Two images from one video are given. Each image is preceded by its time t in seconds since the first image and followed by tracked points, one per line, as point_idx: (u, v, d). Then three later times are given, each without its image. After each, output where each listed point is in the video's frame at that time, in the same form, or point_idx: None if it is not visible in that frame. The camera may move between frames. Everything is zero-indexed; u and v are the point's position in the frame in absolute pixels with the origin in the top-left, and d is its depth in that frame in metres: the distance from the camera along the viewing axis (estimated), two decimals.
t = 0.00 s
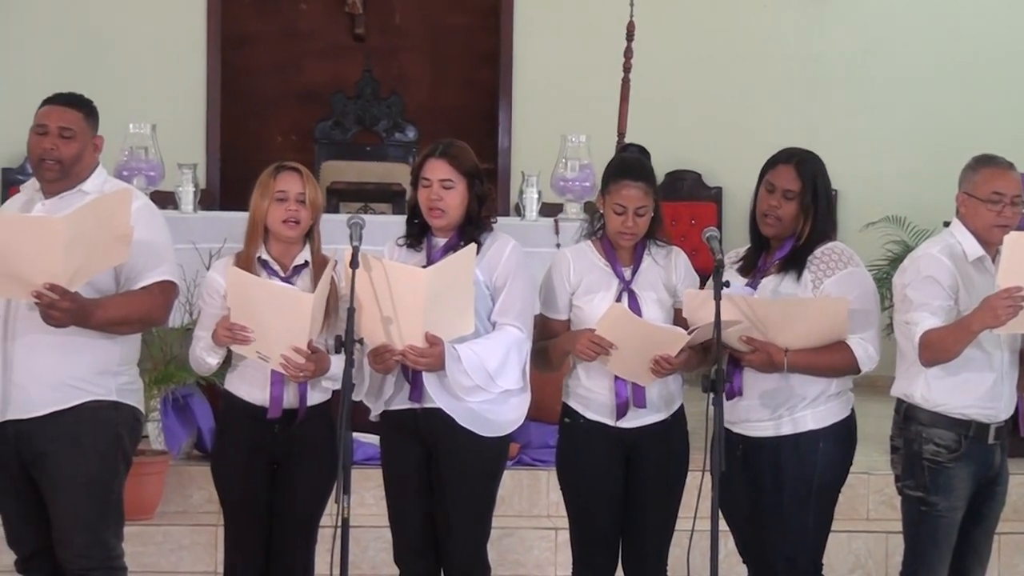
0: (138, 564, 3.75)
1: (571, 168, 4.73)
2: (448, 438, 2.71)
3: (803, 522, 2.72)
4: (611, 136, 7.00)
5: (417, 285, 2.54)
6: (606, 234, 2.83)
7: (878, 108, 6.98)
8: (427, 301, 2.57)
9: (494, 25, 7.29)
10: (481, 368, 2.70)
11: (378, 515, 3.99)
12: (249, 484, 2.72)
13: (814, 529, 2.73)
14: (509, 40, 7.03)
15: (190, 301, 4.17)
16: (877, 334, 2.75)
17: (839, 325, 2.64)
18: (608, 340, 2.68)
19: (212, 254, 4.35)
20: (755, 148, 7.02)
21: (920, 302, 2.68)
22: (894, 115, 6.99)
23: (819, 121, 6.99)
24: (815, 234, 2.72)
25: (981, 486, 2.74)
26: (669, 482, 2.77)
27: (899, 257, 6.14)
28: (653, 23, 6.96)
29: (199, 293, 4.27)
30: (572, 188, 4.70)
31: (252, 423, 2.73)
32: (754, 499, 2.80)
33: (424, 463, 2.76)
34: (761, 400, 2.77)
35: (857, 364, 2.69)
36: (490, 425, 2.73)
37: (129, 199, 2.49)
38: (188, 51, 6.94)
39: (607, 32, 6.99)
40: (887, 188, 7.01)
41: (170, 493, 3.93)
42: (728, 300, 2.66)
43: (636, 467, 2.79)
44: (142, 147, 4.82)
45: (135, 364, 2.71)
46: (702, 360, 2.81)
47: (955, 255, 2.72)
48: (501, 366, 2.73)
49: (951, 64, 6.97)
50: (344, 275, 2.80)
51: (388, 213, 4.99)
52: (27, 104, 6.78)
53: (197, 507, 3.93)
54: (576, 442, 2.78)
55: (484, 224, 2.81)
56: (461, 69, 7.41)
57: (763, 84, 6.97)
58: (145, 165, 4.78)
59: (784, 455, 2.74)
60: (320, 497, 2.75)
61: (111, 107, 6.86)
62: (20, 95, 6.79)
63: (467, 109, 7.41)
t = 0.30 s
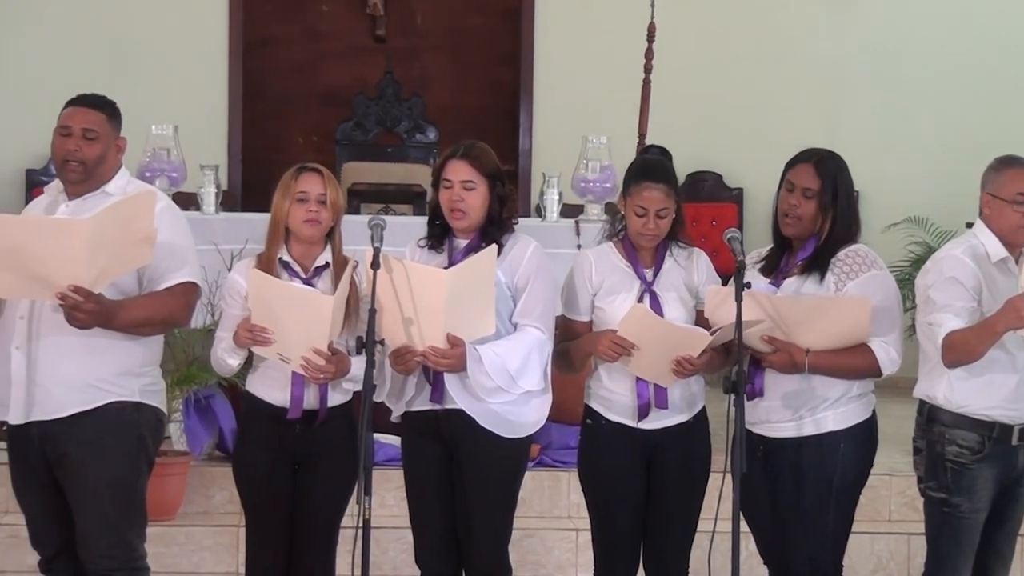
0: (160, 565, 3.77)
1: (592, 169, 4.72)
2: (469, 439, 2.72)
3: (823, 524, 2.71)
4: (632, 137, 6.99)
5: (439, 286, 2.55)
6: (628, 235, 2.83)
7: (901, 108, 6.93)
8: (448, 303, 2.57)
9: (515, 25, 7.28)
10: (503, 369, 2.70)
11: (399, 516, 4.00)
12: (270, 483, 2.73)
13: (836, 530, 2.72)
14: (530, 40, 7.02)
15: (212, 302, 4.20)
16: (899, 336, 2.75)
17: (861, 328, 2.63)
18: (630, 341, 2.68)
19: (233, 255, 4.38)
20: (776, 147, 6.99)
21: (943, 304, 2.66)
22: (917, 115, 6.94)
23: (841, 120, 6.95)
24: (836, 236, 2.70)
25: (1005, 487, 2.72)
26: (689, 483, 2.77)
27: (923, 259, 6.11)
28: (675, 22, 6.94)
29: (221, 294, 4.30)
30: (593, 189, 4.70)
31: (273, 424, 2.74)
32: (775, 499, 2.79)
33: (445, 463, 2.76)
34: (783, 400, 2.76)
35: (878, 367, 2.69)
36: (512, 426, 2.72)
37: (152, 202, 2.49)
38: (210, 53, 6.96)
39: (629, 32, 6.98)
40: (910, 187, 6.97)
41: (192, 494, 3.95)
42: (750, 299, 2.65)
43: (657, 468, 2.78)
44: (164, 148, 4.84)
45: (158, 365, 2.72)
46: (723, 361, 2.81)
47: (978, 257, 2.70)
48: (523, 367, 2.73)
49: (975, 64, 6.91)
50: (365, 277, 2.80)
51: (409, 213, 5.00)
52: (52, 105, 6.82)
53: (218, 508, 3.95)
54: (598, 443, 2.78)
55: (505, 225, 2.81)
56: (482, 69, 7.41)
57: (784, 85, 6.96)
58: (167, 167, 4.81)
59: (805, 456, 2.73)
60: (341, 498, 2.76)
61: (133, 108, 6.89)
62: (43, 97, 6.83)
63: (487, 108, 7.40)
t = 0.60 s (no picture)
0: (186, 564, 3.78)
1: (616, 168, 4.70)
2: (494, 437, 2.72)
3: (850, 523, 2.70)
4: (656, 136, 6.97)
5: (464, 285, 2.54)
6: (653, 234, 2.82)
7: (926, 107, 6.89)
8: (473, 301, 2.57)
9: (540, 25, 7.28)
10: (529, 368, 2.70)
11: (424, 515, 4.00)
12: (295, 482, 2.74)
13: (863, 529, 2.70)
14: (554, 39, 7.02)
15: (237, 301, 4.22)
16: (926, 337, 2.73)
17: (890, 328, 2.61)
18: (655, 340, 2.67)
19: (258, 254, 4.40)
20: (800, 145, 6.96)
21: (970, 303, 2.64)
22: (943, 113, 6.90)
23: (866, 119, 6.92)
24: (862, 233, 2.69)
25: None
26: (715, 482, 2.76)
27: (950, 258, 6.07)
28: (700, 20, 6.91)
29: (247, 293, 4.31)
30: (617, 188, 4.68)
31: (298, 422, 2.75)
32: (801, 499, 2.78)
33: (470, 462, 2.76)
34: (809, 400, 2.74)
35: (906, 367, 2.67)
36: (537, 425, 2.72)
37: (178, 202, 2.49)
38: (236, 54, 6.97)
39: (654, 30, 6.96)
40: (936, 185, 6.92)
41: (217, 493, 3.96)
42: (777, 297, 2.64)
43: (682, 467, 2.77)
44: (190, 148, 4.85)
45: (183, 364, 2.73)
46: (749, 360, 2.80)
47: (1005, 256, 2.68)
48: (548, 366, 2.72)
49: (1001, 63, 6.87)
50: (390, 276, 2.81)
51: (434, 212, 5.00)
52: (79, 105, 6.86)
53: (243, 507, 3.96)
54: (623, 441, 2.78)
55: (530, 224, 2.80)
56: (507, 69, 7.42)
57: (810, 83, 6.92)
58: (193, 166, 4.82)
59: (831, 455, 2.71)
60: (366, 496, 2.76)
61: (159, 109, 6.92)
62: (71, 96, 6.87)
63: (511, 108, 7.41)
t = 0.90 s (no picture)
0: (218, 565, 3.81)
1: (646, 170, 4.70)
2: (524, 439, 2.72)
3: (884, 526, 2.68)
4: (685, 137, 6.94)
5: (494, 287, 2.54)
6: (684, 236, 2.81)
7: (958, 106, 6.85)
8: (503, 303, 2.57)
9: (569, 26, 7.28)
10: (558, 370, 2.69)
11: (454, 517, 4.02)
12: (327, 483, 2.75)
13: (896, 533, 2.69)
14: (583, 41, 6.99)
15: (268, 302, 4.24)
16: (960, 340, 2.71)
17: (923, 331, 2.59)
18: (685, 342, 2.67)
19: (289, 256, 4.42)
20: (830, 145, 6.92)
21: (1002, 305, 2.62)
22: (975, 113, 6.85)
23: (897, 119, 6.88)
24: (895, 233, 2.67)
25: None
26: (746, 484, 2.75)
27: (982, 258, 6.03)
28: (730, 20, 6.89)
29: (278, 294, 4.34)
30: (647, 190, 4.67)
31: (329, 424, 2.76)
32: (833, 502, 2.76)
33: (500, 464, 2.77)
34: (840, 402, 2.73)
35: (939, 371, 2.65)
36: (566, 427, 2.72)
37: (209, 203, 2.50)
38: (266, 57, 7.00)
39: (683, 30, 6.94)
40: (967, 185, 6.86)
41: (248, 495, 3.99)
42: (806, 299, 2.62)
43: (713, 469, 2.76)
44: (221, 150, 4.88)
45: (215, 365, 2.75)
46: (779, 362, 2.78)
47: None
48: (578, 368, 2.72)
49: None
50: (421, 278, 2.81)
51: (463, 214, 5.00)
52: (112, 108, 6.91)
53: (274, 508, 3.99)
54: (653, 443, 2.78)
55: (560, 226, 2.80)
56: (537, 70, 7.43)
57: (840, 84, 6.89)
58: (224, 168, 4.85)
59: (863, 458, 2.70)
60: (397, 498, 2.77)
61: (191, 112, 6.95)
62: (103, 99, 6.91)
63: (540, 109, 7.42)
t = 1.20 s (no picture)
0: (247, 565, 3.84)
1: (674, 171, 4.68)
2: (551, 440, 2.72)
3: (916, 528, 2.67)
4: (712, 137, 6.92)
5: (521, 287, 2.54)
6: (711, 236, 2.80)
7: (990, 105, 6.79)
8: (530, 305, 2.57)
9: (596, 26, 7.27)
10: (585, 371, 2.69)
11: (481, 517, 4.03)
12: (356, 484, 2.76)
13: (927, 537, 2.67)
14: (610, 42, 6.98)
15: (296, 303, 4.26)
16: (992, 342, 2.69)
17: (954, 332, 2.57)
18: (713, 343, 2.66)
19: (317, 257, 4.43)
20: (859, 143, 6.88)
21: None
22: (1006, 111, 6.79)
23: (927, 118, 6.83)
24: (925, 233, 2.66)
25: None
26: (775, 486, 2.74)
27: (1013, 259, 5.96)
28: (759, 18, 6.85)
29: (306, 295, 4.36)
30: (674, 191, 4.66)
31: (358, 425, 2.77)
32: (863, 504, 2.75)
33: (528, 465, 2.77)
34: (870, 404, 2.71)
35: (970, 373, 2.63)
36: (594, 428, 2.72)
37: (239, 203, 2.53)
38: (294, 60, 7.03)
39: (711, 29, 6.91)
40: (998, 183, 6.79)
41: (277, 496, 4.02)
42: (835, 299, 2.61)
43: (741, 471, 2.76)
44: (249, 151, 4.90)
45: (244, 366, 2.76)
46: (808, 363, 2.77)
47: None
48: (605, 369, 2.71)
49: None
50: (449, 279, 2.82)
51: (491, 215, 5.01)
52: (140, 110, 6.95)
53: (302, 509, 4.02)
54: (681, 445, 2.77)
55: (588, 227, 2.80)
56: (564, 70, 7.43)
57: (869, 83, 6.84)
58: (252, 169, 4.87)
59: (893, 460, 2.68)
60: (425, 499, 2.78)
61: (219, 114, 6.99)
62: (132, 100, 6.95)
63: (567, 109, 7.41)
